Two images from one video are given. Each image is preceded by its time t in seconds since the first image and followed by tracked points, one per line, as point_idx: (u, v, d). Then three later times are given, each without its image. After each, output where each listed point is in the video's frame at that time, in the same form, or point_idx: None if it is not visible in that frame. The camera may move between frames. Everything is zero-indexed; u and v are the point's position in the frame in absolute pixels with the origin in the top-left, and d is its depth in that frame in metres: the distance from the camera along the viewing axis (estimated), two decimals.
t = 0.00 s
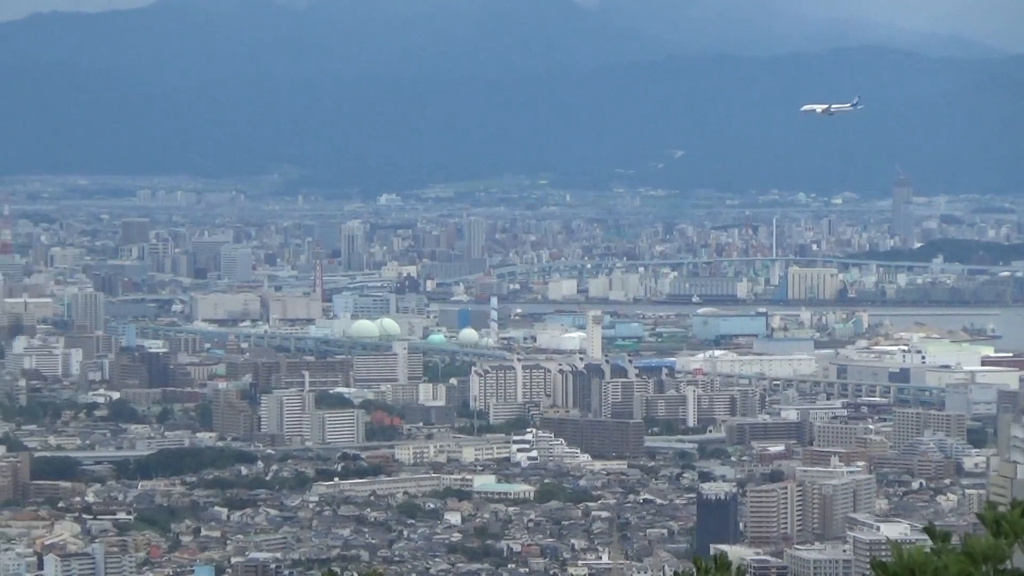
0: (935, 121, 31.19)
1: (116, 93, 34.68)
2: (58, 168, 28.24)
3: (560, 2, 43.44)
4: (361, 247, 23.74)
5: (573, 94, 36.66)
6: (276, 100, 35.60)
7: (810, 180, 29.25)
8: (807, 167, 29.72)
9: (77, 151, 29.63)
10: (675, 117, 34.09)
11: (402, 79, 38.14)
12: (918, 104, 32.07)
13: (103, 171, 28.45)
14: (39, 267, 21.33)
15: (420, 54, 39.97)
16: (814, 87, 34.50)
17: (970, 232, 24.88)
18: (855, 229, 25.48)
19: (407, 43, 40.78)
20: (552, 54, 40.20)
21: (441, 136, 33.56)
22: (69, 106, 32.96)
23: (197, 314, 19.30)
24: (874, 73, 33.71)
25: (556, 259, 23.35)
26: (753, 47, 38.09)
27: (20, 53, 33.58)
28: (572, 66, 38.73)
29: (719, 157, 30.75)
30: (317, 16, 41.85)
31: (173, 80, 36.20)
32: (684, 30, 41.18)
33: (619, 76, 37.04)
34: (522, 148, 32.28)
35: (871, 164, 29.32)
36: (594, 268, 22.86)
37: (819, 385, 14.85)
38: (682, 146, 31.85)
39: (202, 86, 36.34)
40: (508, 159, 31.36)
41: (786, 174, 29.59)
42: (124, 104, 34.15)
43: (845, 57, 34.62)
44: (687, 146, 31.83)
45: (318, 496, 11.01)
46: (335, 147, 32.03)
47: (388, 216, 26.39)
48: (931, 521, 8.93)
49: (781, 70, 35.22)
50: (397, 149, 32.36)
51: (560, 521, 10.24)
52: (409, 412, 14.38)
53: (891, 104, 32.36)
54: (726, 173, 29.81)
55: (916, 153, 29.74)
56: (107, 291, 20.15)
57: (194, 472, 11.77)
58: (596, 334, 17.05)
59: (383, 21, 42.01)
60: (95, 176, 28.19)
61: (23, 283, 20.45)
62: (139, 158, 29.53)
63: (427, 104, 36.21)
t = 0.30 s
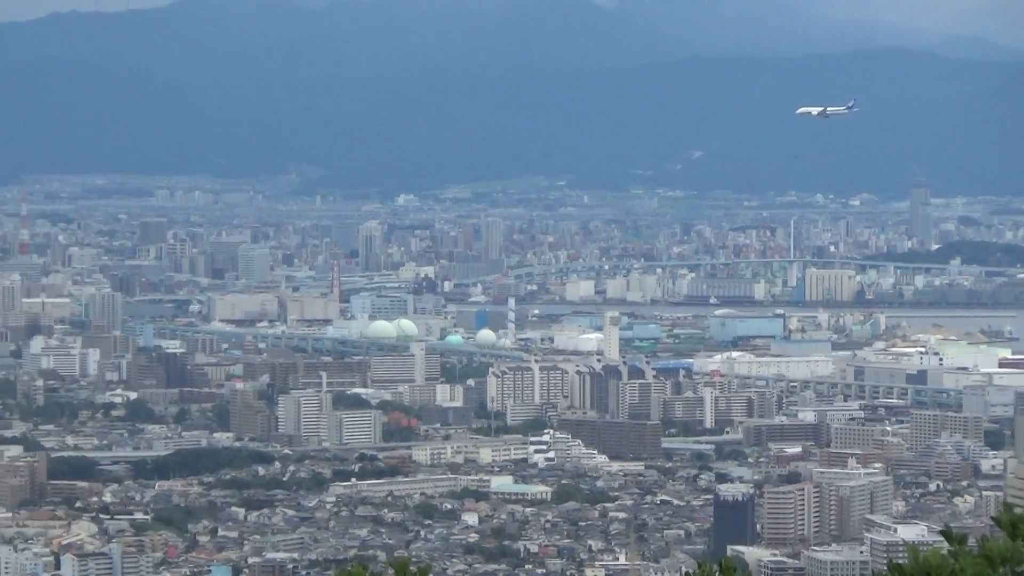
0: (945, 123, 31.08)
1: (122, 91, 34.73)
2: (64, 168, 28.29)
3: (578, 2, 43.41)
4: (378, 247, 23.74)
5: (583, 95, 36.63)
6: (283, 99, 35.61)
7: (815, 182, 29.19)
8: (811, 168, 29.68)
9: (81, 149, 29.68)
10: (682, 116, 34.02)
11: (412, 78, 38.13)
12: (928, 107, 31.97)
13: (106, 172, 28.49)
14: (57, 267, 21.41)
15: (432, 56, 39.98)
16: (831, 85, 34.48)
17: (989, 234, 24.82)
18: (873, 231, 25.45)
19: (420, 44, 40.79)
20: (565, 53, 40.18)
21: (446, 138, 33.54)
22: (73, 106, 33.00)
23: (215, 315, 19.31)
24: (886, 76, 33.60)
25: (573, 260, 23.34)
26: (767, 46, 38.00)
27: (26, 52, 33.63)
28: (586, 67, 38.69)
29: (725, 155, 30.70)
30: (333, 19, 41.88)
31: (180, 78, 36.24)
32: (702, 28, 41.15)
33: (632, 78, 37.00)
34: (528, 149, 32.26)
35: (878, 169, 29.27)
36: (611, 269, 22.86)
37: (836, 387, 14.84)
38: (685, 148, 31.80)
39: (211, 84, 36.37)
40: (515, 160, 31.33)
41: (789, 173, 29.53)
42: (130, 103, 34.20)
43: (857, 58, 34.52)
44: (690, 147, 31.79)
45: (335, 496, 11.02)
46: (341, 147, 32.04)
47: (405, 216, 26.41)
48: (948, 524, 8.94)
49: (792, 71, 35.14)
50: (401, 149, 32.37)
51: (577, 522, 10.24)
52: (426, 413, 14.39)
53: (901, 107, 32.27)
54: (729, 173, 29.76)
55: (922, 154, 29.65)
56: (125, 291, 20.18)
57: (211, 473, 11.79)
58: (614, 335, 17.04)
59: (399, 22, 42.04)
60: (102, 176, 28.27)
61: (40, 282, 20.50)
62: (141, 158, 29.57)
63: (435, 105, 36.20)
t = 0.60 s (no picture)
0: (959, 125, 30.96)
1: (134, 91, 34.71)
2: (72, 168, 28.29)
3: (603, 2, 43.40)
4: (402, 249, 23.76)
5: (602, 96, 36.61)
6: (296, 100, 35.56)
7: (827, 185, 29.10)
8: (826, 169, 29.60)
9: (89, 148, 29.66)
10: (698, 118, 33.96)
11: (426, 82, 38.08)
12: (942, 111, 31.85)
13: (113, 171, 28.46)
14: (82, 268, 21.50)
15: (447, 58, 39.94)
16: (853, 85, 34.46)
17: (1014, 235, 24.74)
18: (896, 233, 25.42)
19: (435, 47, 40.74)
20: (583, 54, 40.13)
21: (458, 141, 33.47)
22: (83, 107, 32.98)
23: (239, 316, 19.34)
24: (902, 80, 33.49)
25: (597, 262, 23.34)
26: (784, 47, 37.89)
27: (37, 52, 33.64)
28: (601, 70, 38.61)
29: (743, 154, 30.67)
30: (353, 20, 41.91)
31: (193, 78, 36.21)
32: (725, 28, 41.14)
33: (647, 82, 36.91)
34: (539, 151, 32.18)
35: (892, 174, 29.16)
36: (635, 271, 22.85)
37: (860, 389, 14.83)
38: (697, 151, 31.70)
39: (223, 84, 36.34)
40: (534, 160, 31.33)
41: (801, 177, 29.43)
42: (141, 103, 34.17)
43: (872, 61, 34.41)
44: (701, 150, 31.69)
45: (359, 498, 11.03)
46: (350, 149, 31.98)
47: (430, 217, 26.43)
48: (972, 526, 8.94)
49: (809, 73, 35.02)
50: (412, 151, 32.30)
51: (601, 523, 10.25)
52: (450, 414, 14.39)
53: (917, 111, 32.15)
54: (740, 174, 29.67)
55: (936, 157, 29.54)
56: (150, 293, 20.24)
57: (235, 474, 11.80)
58: (638, 336, 17.04)
59: (419, 24, 42.04)
60: (114, 176, 28.27)
61: (65, 282, 20.58)
62: (149, 159, 29.55)
63: (447, 108, 36.13)
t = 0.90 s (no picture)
0: (970, 125, 30.86)
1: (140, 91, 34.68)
2: (87, 168, 28.32)
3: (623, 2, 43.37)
4: (424, 250, 23.78)
5: (620, 97, 36.62)
6: (303, 100, 35.50)
7: (836, 186, 29.00)
8: (846, 168, 29.58)
9: (93, 148, 29.63)
10: (716, 116, 33.95)
11: (438, 83, 38.00)
12: (954, 112, 31.73)
13: (115, 171, 28.42)
14: (103, 268, 21.57)
15: (460, 60, 39.89)
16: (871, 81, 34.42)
17: None
18: (918, 234, 25.38)
19: (456, 48, 40.75)
20: (597, 54, 40.07)
21: (465, 142, 33.40)
22: (88, 109, 32.94)
23: (261, 317, 19.36)
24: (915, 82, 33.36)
25: (619, 263, 23.35)
26: (800, 46, 37.76)
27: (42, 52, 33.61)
28: (616, 69, 38.57)
29: (763, 153, 30.64)
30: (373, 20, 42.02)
31: (200, 77, 36.17)
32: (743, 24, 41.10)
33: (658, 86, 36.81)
34: (546, 153, 32.09)
35: (902, 176, 29.06)
36: (657, 271, 22.86)
37: (882, 389, 14.83)
38: (707, 151, 31.64)
39: (231, 83, 36.28)
40: (553, 162, 31.34)
41: (809, 179, 29.34)
42: (147, 103, 34.14)
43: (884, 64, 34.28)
44: (708, 152, 31.59)
45: (380, 498, 11.04)
46: (355, 150, 31.92)
47: (452, 218, 26.44)
48: (993, 527, 8.94)
49: (820, 74, 34.90)
50: (418, 151, 32.23)
51: (622, 524, 10.25)
52: (471, 415, 14.40)
53: (929, 115, 32.02)
54: (755, 175, 29.63)
55: (946, 159, 29.43)
56: (171, 293, 20.28)
57: (256, 475, 11.82)
58: (659, 336, 17.03)
59: (437, 24, 42.03)
60: (123, 176, 28.26)
61: (86, 283, 20.63)
62: (151, 159, 29.50)
63: (466, 110, 36.16)
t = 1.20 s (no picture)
0: (976, 125, 30.73)
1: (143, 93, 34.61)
2: (106, 169, 28.37)
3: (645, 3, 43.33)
4: (446, 251, 23.80)
5: (639, 101, 36.60)
6: (311, 103, 35.44)
7: (845, 190, 28.92)
8: (865, 170, 29.53)
9: (99, 149, 29.62)
10: (734, 117, 33.91)
11: (446, 87, 37.92)
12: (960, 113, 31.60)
13: (117, 170, 28.37)
14: (126, 269, 21.63)
15: (469, 63, 39.83)
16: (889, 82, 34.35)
17: None
18: (940, 237, 25.32)
19: (477, 49, 40.75)
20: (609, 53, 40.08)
21: (470, 145, 33.30)
22: (90, 109, 32.88)
23: (284, 318, 19.37)
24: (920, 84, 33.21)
25: (641, 265, 23.35)
26: (809, 47, 37.63)
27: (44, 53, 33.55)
28: (635, 70, 38.54)
29: (782, 156, 30.60)
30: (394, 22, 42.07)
31: (206, 79, 36.11)
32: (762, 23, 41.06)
33: (668, 93, 36.71)
34: (552, 158, 31.99)
35: (908, 181, 28.95)
36: (679, 274, 22.88)
37: (904, 392, 14.81)
38: (725, 152, 31.60)
39: (250, 86, 36.31)
40: (571, 165, 31.33)
41: (813, 182, 29.22)
42: (150, 104, 34.07)
43: (894, 70, 34.14)
44: (726, 152, 31.56)
45: (402, 500, 11.05)
46: (373, 151, 31.93)
47: (474, 220, 26.45)
48: (1015, 530, 8.92)
49: (838, 74, 34.84)
50: (421, 152, 32.13)
51: (644, 526, 10.25)
52: (493, 417, 14.41)
53: (935, 119, 31.89)
54: (773, 177, 29.59)
55: (952, 163, 29.31)
56: (193, 294, 20.32)
57: (278, 476, 11.84)
58: (681, 338, 17.02)
59: (456, 26, 42.02)
60: (138, 179, 28.27)
61: (108, 284, 20.69)
62: (151, 159, 29.44)
63: (485, 114, 36.16)
